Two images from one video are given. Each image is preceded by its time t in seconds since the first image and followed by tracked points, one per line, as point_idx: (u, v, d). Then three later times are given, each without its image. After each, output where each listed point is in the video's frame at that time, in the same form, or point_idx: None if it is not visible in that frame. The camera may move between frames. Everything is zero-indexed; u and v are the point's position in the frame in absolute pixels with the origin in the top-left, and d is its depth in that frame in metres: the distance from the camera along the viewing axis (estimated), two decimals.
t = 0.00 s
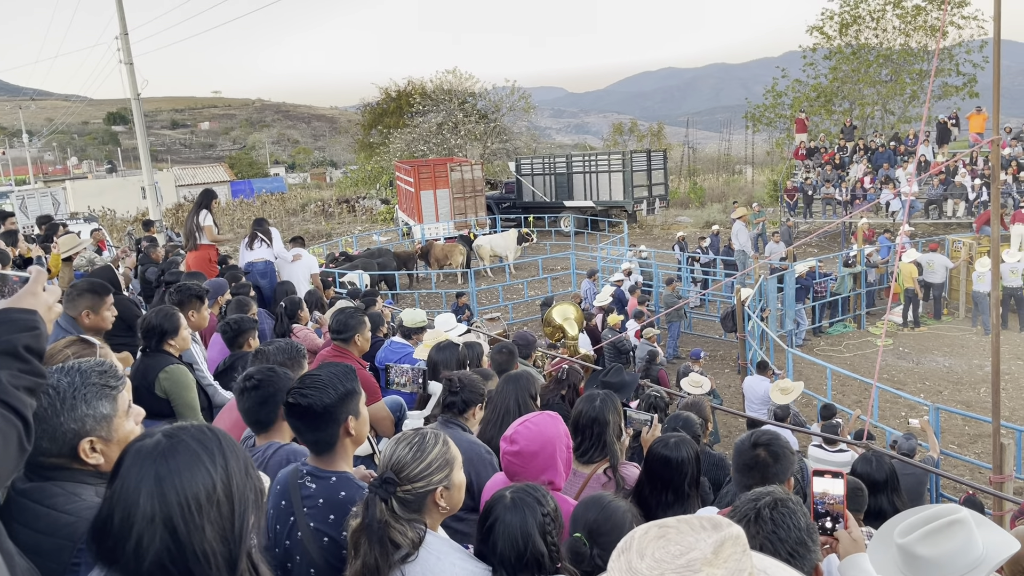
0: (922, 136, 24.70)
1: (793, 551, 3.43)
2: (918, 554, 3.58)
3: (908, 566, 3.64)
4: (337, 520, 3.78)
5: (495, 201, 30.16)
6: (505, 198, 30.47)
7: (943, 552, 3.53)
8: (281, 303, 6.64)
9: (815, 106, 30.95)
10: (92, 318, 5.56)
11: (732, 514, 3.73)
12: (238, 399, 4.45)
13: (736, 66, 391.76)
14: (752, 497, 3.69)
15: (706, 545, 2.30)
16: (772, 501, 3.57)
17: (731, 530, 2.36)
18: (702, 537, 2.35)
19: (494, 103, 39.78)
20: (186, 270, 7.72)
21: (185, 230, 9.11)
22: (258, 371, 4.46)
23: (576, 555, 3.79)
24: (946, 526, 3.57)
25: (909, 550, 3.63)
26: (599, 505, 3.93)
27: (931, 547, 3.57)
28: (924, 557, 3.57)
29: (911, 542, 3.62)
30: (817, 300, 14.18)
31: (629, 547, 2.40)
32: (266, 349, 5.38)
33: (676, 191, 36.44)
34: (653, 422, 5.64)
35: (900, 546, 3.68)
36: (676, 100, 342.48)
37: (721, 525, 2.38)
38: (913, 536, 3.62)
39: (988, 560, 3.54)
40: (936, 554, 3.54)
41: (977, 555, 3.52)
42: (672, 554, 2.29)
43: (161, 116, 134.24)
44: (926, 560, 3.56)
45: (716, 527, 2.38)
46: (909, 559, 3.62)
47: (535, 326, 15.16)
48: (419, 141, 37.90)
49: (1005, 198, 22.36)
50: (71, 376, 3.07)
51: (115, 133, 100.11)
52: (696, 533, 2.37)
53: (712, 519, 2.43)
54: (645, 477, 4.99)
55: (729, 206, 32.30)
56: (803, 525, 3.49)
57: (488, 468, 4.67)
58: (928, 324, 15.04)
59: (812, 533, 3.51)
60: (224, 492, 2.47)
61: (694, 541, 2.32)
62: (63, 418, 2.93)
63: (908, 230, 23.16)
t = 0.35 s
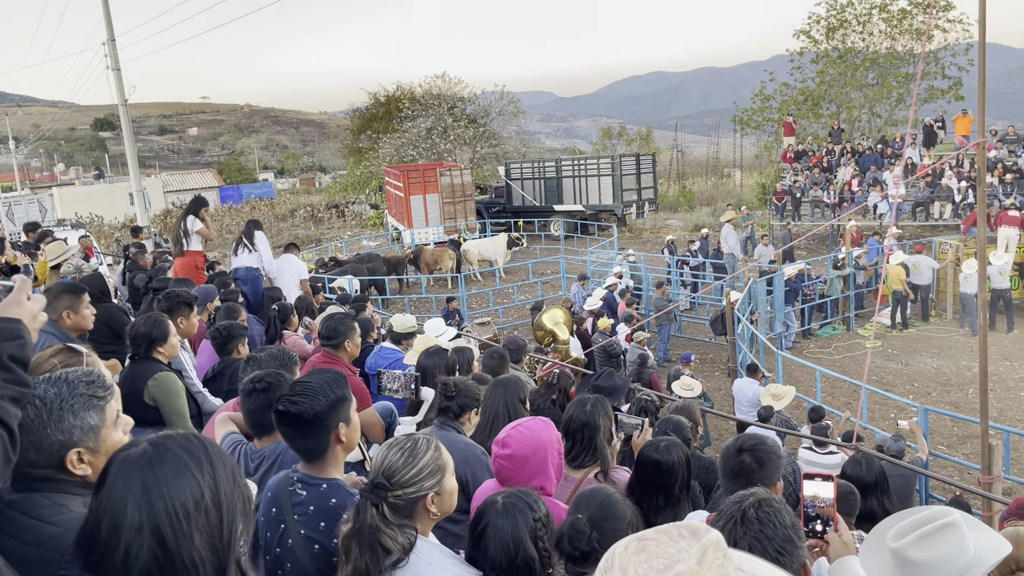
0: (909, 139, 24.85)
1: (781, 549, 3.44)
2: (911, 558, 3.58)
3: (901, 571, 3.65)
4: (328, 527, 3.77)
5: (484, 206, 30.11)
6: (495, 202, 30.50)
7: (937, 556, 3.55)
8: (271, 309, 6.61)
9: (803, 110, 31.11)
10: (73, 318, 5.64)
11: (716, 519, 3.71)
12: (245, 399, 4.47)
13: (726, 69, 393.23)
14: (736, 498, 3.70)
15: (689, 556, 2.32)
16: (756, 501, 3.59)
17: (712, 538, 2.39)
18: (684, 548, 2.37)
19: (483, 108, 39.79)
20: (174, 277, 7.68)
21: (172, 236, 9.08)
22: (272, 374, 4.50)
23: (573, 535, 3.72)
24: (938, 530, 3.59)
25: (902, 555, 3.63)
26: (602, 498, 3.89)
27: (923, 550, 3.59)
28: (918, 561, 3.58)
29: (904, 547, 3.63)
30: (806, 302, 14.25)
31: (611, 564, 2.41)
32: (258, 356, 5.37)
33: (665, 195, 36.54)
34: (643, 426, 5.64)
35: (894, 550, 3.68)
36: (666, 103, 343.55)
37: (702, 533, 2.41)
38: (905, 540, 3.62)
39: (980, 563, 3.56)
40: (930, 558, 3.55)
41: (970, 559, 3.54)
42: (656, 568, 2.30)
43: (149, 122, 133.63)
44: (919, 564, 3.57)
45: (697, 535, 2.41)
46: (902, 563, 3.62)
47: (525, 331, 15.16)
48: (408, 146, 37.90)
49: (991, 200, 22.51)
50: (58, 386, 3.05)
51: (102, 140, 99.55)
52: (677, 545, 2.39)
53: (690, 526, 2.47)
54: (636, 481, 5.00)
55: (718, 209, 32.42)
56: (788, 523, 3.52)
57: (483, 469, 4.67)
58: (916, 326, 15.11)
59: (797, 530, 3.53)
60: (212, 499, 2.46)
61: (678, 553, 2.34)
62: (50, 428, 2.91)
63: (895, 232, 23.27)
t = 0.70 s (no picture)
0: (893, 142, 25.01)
1: (755, 540, 3.79)
2: (899, 557, 3.61)
3: (889, 570, 3.68)
4: (314, 533, 3.76)
5: (473, 210, 30.07)
6: (483, 206, 30.49)
7: (925, 555, 3.57)
8: (258, 314, 6.57)
9: (789, 113, 31.26)
10: (52, 323, 5.62)
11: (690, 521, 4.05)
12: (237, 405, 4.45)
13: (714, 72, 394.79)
14: (704, 501, 4.07)
15: (666, 561, 2.34)
16: (723, 498, 3.98)
17: (686, 541, 2.42)
18: (660, 553, 2.39)
19: (471, 112, 39.79)
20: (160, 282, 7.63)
21: (158, 241, 9.02)
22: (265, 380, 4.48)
23: (570, 527, 3.64)
24: (927, 529, 3.61)
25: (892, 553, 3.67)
26: (594, 493, 3.87)
27: (912, 549, 3.62)
28: (907, 561, 3.60)
29: (893, 545, 3.66)
30: (793, 304, 14.32)
31: (589, 574, 2.42)
32: (246, 361, 5.34)
33: (653, 199, 36.63)
34: (632, 429, 5.65)
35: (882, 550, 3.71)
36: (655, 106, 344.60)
37: (677, 537, 2.45)
38: (894, 540, 3.65)
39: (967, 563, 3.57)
40: (917, 557, 3.58)
41: (958, 560, 3.56)
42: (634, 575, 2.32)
43: (135, 127, 132.83)
44: (907, 563, 3.60)
45: (672, 539, 2.45)
46: (890, 562, 3.66)
47: (514, 334, 15.15)
48: (396, 151, 37.84)
49: (975, 202, 22.68)
50: (41, 392, 3.03)
51: (88, 145, 98.89)
52: (654, 551, 2.41)
53: (666, 530, 2.51)
54: (623, 484, 5.02)
55: (705, 213, 32.52)
56: (757, 513, 3.91)
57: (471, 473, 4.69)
58: (903, 327, 15.21)
59: (765, 519, 3.93)
60: (202, 505, 2.46)
61: (654, 559, 2.34)
62: (32, 436, 2.88)
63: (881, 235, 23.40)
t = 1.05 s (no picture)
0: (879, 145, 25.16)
1: (735, 538, 3.87)
2: (888, 555, 3.59)
3: (876, 569, 3.65)
4: (302, 538, 3.77)
5: (461, 213, 30.06)
6: (472, 210, 30.49)
7: (912, 553, 3.58)
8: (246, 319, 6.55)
9: (776, 116, 31.35)
10: (43, 329, 5.60)
11: (671, 521, 4.15)
12: (228, 412, 4.45)
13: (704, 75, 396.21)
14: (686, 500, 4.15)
15: (645, 561, 2.36)
16: (704, 497, 4.06)
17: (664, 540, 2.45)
18: (638, 554, 2.41)
19: (459, 115, 39.81)
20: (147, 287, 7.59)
21: (145, 246, 8.98)
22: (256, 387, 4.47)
23: (565, 523, 3.66)
24: (915, 526, 3.62)
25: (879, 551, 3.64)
26: (575, 493, 3.91)
27: (900, 547, 3.61)
28: (894, 558, 3.59)
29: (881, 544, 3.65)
30: (780, 306, 14.39)
31: None
32: (234, 365, 5.30)
33: (641, 202, 36.71)
34: (620, 431, 5.68)
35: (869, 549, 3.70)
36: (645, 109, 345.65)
37: (654, 537, 2.48)
38: (883, 538, 3.63)
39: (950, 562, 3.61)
40: (906, 554, 3.57)
41: (941, 558, 3.59)
42: None
43: (122, 131, 132.13)
44: (895, 560, 3.59)
45: (649, 539, 2.47)
46: (877, 560, 3.63)
47: (503, 338, 15.16)
48: (384, 154, 37.78)
49: (960, 204, 22.83)
50: (22, 399, 3.00)
51: (74, 149, 98.19)
52: (632, 552, 2.44)
53: (643, 530, 2.54)
54: (612, 487, 5.04)
55: (693, 215, 32.63)
56: (736, 510, 4.00)
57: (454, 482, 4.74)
58: (890, 329, 15.28)
59: (746, 516, 4.00)
60: (193, 512, 2.45)
61: (633, 561, 2.37)
62: (14, 443, 2.85)
63: (867, 237, 23.53)
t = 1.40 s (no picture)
0: (865, 148, 25.32)
1: (725, 541, 3.90)
2: (893, 559, 3.48)
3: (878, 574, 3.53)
4: (288, 545, 3.77)
5: (450, 217, 30.02)
6: (460, 213, 30.47)
7: (915, 555, 3.49)
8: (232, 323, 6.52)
9: (762, 120, 31.46)
10: (38, 334, 5.56)
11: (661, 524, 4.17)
12: (210, 419, 4.42)
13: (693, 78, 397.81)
14: (676, 503, 4.18)
15: (644, 565, 2.39)
16: (695, 500, 4.09)
17: (654, 544, 2.50)
18: (633, 557, 2.44)
19: (447, 119, 39.81)
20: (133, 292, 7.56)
21: (130, 250, 8.94)
22: (241, 395, 4.46)
23: (547, 528, 3.85)
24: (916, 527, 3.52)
25: (882, 555, 3.52)
26: (551, 498, 4.03)
27: (904, 549, 3.51)
28: (900, 562, 3.48)
29: (883, 546, 3.53)
30: (768, 309, 14.44)
31: None
32: (220, 371, 5.28)
33: (629, 205, 36.78)
34: (608, 435, 5.70)
35: (871, 555, 3.55)
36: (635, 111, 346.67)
37: (642, 540, 2.52)
38: (887, 541, 3.51)
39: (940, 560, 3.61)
40: (912, 557, 3.48)
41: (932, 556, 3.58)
42: None
43: (108, 134, 131.32)
44: (898, 563, 3.49)
45: (638, 543, 2.52)
46: (881, 565, 3.51)
47: (491, 341, 15.15)
48: (372, 158, 37.74)
49: (945, 208, 22.99)
50: (2, 408, 2.96)
51: (59, 152, 97.57)
52: (624, 555, 2.46)
53: (629, 534, 2.58)
54: (600, 491, 5.05)
55: (680, 219, 32.72)
56: (727, 514, 4.03)
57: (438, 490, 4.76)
58: (876, 331, 15.37)
59: (735, 519, 4.04)
60: (179, 521, 2.44)
61: (632, 564, 2.39)
62: None
63: (853, 240, 23.67)
